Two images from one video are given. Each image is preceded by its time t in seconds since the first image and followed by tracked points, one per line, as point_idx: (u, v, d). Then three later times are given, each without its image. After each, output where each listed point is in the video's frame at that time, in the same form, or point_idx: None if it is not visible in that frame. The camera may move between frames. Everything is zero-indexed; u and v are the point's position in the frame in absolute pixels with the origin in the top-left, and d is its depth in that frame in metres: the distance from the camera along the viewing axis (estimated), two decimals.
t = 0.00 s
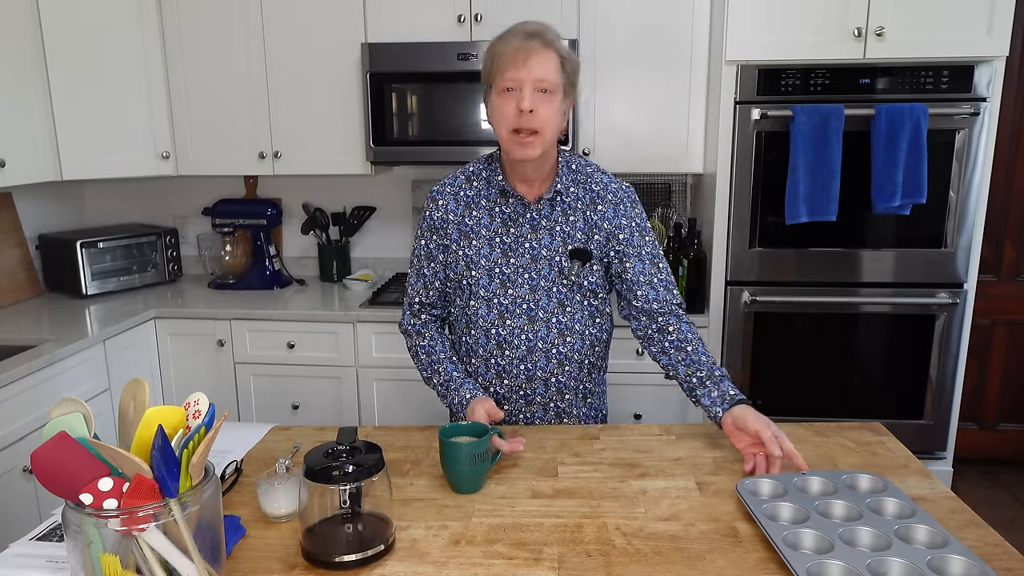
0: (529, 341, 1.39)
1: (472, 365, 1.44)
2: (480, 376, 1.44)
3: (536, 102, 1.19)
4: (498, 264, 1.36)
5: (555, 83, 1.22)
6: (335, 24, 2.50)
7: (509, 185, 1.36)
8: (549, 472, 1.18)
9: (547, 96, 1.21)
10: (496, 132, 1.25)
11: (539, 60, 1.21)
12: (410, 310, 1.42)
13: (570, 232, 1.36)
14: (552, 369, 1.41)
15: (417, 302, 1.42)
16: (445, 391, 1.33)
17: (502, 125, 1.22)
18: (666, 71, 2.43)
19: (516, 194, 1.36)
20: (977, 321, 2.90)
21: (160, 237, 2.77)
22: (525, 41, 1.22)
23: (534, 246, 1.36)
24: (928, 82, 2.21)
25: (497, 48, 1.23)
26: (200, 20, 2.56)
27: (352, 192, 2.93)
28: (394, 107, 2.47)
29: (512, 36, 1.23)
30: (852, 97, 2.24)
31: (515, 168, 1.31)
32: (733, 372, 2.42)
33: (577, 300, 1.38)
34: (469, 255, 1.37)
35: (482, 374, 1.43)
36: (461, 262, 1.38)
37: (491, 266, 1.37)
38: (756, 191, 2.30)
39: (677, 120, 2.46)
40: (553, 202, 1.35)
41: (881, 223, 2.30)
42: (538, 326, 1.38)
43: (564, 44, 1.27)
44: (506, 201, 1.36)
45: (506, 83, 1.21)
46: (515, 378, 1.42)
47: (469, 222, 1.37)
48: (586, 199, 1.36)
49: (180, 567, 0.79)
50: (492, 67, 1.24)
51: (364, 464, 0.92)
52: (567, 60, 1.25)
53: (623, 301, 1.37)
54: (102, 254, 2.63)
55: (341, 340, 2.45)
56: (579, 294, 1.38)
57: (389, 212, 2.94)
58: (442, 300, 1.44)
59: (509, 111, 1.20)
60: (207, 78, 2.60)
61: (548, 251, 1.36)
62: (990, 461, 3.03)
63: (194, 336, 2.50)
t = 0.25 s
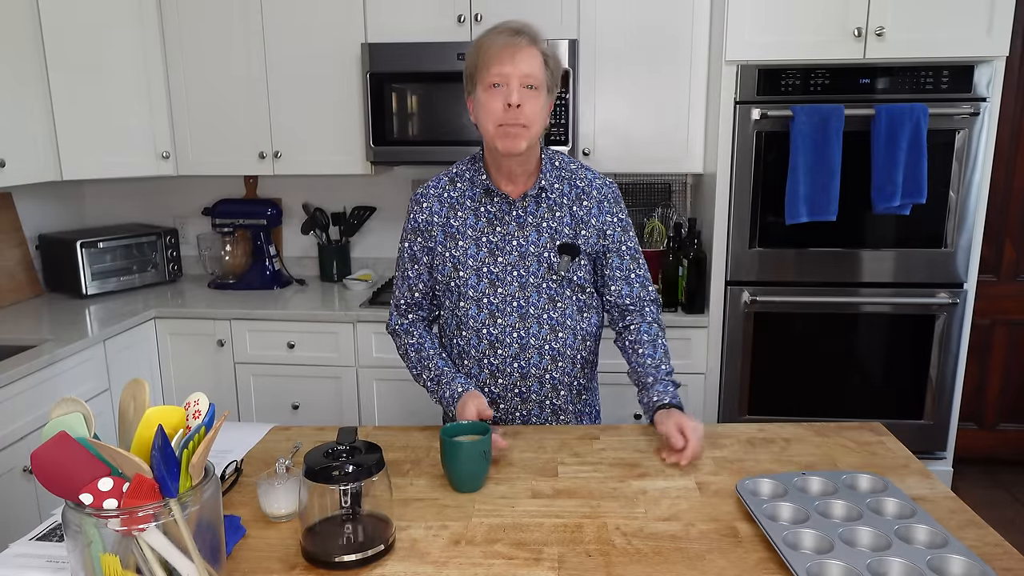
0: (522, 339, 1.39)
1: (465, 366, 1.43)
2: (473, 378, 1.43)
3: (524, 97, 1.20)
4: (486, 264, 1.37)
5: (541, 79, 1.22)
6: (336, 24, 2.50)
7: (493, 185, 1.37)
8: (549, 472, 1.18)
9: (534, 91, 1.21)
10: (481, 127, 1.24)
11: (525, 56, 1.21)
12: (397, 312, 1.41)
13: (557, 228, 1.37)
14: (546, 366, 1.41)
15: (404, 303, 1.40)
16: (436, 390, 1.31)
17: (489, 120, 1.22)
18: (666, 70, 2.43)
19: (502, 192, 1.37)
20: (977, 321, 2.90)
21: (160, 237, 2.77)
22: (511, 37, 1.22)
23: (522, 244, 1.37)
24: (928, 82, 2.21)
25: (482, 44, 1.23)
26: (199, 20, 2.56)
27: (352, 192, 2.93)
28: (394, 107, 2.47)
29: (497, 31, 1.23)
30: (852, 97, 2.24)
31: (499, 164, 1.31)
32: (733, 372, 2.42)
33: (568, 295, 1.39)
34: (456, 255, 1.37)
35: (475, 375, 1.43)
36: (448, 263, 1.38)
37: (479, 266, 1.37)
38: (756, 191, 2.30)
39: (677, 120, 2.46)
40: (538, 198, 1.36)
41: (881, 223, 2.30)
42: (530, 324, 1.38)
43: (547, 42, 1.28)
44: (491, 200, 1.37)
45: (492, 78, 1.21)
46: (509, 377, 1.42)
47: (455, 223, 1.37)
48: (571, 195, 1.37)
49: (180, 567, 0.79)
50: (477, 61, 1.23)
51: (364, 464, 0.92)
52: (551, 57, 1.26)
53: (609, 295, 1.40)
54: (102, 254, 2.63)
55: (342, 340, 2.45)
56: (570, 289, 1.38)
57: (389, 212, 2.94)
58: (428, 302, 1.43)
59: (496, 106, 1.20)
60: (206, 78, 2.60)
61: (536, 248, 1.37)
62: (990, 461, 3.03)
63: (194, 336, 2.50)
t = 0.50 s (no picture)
0: (512, 339, 1.39)
1: (454, 368, 1.43)
2: (463, 379, 1.43)
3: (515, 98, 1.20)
4: (475, 265, 1.36)
5: (532, 80, 1.22)
6: (336, 24, 2.50)
7: (483, 185, 1.36)
8: (549, 472, 1.18)
9: (526, 92, 1.21)
10: (473, 127, 1.24)
11: (518, 56, 1.21)
12: (380, 309, 1.39)
13: (546, 228, 1.36)
14: (536, 366, 1.41)
15: (387, 300, 1.39)
16: (406, 384, 1.31)
17: (481, 120, 1.22)
18: (666, 70, 2.43)
19: (491, 192, 1.36)
20: (977, 321, 2.90)
21: (160, 237, 2.77)
22: (504, 37, 1.22)
23: (511, 245, 1.36)
24: (928, 82, 2.21)
25: (476, 44, 1.23)
26: (199, 20, 2.56)
27: (353, 192, 2.93)
28: (394, 107, 2.47)
29: (490, 31, 1.23)
30: (852, 97, 2.24)
31: (490, 165, 1.32)
32: (733, 372, 2.42)
33: (557, 295, 1.39)
34: (445, 257, 1.36)
35: (464, 376, 1.42)
36: (437, 264, 1.37)
37: (469, 268, 1.36)
38: (756, 191, 2.30)
39: (677, 121, 2.46)
40: (527, 199, 1.36)
41: (881, 223, 2.30)
42: (520, 324, 1.38)
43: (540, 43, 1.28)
44: (480, 201, 1.36)
45: (484, 78, 1.21)
46: (500, 378, 1.42)
47: (444, 224, 1.36)
48: (559, 195, 1.36)
49: (180, 567, 0.79)
50: (469, 61, 1.23)
51: (364, 463, 0.92)
52: (544, 58, 1.26)
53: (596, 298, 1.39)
54: (102, 254, 2.63)
55: (342, 340, 2.45)
56: (559, 289, 1.38)
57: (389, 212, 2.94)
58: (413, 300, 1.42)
59: (488, 106, 1.21)
60: (206, 78, 2.60)
61: (525, 249, 1.36)
62: (990, 461, 3.03)
63: (194, 336, 2.50)
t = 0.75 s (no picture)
0: (500, 345, 1.39)
1: (441, 373, 1.42)
2: (451, 384, 1.43)
3: (509, 107, 1.19)
4: (465, 272, 1.35)
5: (526, 89, 1.21)
6: (336, 24, 2.50)
7: (473, 192, 1.35)
8: (549, 472, 1.18)
9: (520, 101, 1.20)
10: (466, 135, 1.23)
11: (511, 65, 1.20)
12: (367, 315, 1.38)
13: (535, 234, 1.35)
14: (523, 371, 1.42)
15: (375, 306, 1.38)
16: (383, 395, 1.29)
17: (474, 129, 1.20)
18: (666, 70, 2.43)
19: (481, 199, 1.35)
20: (977, 321, 2.90)
21: (160, 238, 2.77)
22: (498, 44, 1.21)
23: (500, 252, 1.35)
24: (927, 82, 2.21)
25: (470, 51, 1.21)
26: (199, 20, 2.56)
27: (353, 192, 2.93)
28: (394, 107, 2.47)
29: (484, 39, 1.22)
30: (852, 97, 2.24)
31: (482, 172, 1.30)
32: (733, 371, 2.42)
33: (545, 301, 1.38)
34: (434, 263, 1.35)
35: (452, 381, 1.42)
36: (426, 271, 1.36)
37: (457, 274, 1.35)
38: (756, 191, 2.30)
39: (677, 121, 2.46)
40: (517, 205, 1.34)
41: (881, 223, 2.30)
42: (507, 330, 1.38)
43: (534, 51, 1.26)
44: (470, 208, 1.34)
45: (478, 87, 1.19)
46: (488, 383, 1.42)
47: (433, 230, 1.35)
48: (549, 200, 1.35)
49: (180, 567, 0.79)
50: (463, 68, 1.22)
51: (364, 464, 0.92)
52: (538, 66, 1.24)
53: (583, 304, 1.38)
54: (102, 254, 2.63)
55: (342, 340, 2.45)
56: (546, 294, 1.38)
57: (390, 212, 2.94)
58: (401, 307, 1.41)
59: (481, 115, 1.19)
60: (206, 79, 2.60)
61: (514, 255, 1.35)
62: (989, 461, 3.03)
63: (194, 336, 2.50)
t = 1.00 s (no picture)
0: (495, 349, 1.39)
1: (436, 378, 1.42)
2: (446, 388, 1.42)
3: (509, 113, 1.18)
4: (461, 277, 1.34)
5: (526, 96, 1.21)
6: (336, 24, 2.50)
7: (469, 197, 1.34)
8: (549, 472, 1.18)
9: (519, 108, 1.20)
10: (464, 141, 1.23)
11: (511, 71, 1.20)
12: (363, 324, 1.36)
13: (530, 236, 1.35)
14: (519, 373, 1.42)
15: (372, 314, 1.36)
16: (378, 408, 1.28)
17: (473, 135, 1.20)
18: (666, 70, 2.43)
19: (477, 204, 1.34)
20: (977, 321, 2.90)
21: (160, 238, 2.77)
22: (498, 51, 1.21)
23: (496, 255, 1.34)
24: (927, 82, 2.21)
25: (469, 57, 1.21)
26: (199, 20, 2.56)
27: (353, 192, 2.93)
28: (394, 107, 2.47)
29: (484, 45, 1.22)
30: (852, 97, 2.24)
31: (480, 178, 1.30)
32: (733, 371, 2.42)
33: (541, 304, 1.38)
34: (430, 269, 1.34)
35: (447, 386, 1.42)
36: (422, 277, 1.34)
37: (454, 279, 1.34)
38: (756, 191, 2.30)
39: (677, 121, 2.46)
40: (513, 207, 1.34)
41: (881, 223, 2.30)
42: (503, 334, 1.38)
43: (534, 58, 1.26)
44: (466, 212, 1.34)
45: (477, 93, 1.19)
46: (484, 386, 1.42)
47: (429, 235, 1.34)
48: (544, 201, 1.35)
49: (180, 567, 0.79)
50: (463, 74, 1.22)
51: (364, 463, 0.92)
52: (538, 73, 1.24)
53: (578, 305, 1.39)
54: (102, 254, 2.63)
55: (341, 340, 2.44)
56: (542, 297, 1.37)
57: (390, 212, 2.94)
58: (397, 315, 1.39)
59: (480, 121, 1.19)
60: (206, 79, 2.60)
61: (510, 258, 1.35)
62: (989, 461, 3.03)
63: (194, 336, 2.50)
